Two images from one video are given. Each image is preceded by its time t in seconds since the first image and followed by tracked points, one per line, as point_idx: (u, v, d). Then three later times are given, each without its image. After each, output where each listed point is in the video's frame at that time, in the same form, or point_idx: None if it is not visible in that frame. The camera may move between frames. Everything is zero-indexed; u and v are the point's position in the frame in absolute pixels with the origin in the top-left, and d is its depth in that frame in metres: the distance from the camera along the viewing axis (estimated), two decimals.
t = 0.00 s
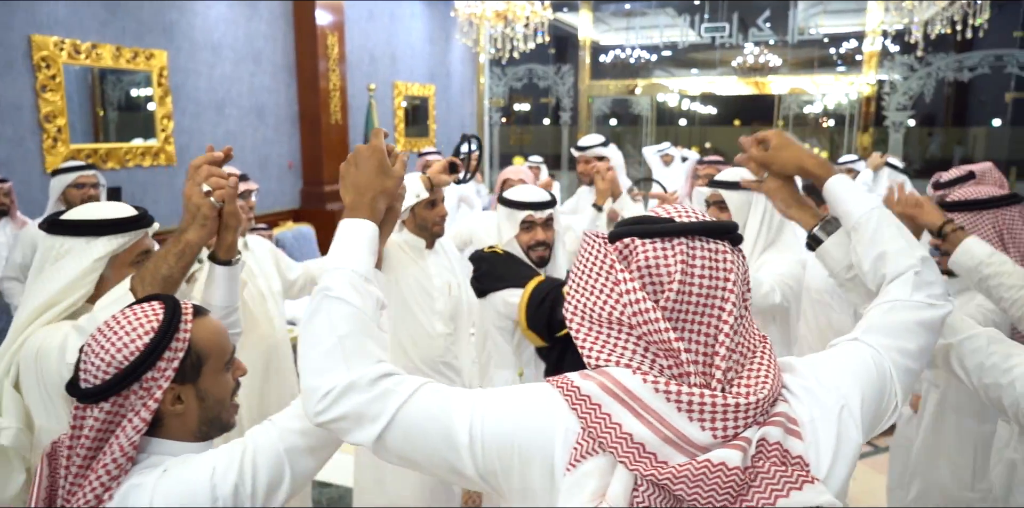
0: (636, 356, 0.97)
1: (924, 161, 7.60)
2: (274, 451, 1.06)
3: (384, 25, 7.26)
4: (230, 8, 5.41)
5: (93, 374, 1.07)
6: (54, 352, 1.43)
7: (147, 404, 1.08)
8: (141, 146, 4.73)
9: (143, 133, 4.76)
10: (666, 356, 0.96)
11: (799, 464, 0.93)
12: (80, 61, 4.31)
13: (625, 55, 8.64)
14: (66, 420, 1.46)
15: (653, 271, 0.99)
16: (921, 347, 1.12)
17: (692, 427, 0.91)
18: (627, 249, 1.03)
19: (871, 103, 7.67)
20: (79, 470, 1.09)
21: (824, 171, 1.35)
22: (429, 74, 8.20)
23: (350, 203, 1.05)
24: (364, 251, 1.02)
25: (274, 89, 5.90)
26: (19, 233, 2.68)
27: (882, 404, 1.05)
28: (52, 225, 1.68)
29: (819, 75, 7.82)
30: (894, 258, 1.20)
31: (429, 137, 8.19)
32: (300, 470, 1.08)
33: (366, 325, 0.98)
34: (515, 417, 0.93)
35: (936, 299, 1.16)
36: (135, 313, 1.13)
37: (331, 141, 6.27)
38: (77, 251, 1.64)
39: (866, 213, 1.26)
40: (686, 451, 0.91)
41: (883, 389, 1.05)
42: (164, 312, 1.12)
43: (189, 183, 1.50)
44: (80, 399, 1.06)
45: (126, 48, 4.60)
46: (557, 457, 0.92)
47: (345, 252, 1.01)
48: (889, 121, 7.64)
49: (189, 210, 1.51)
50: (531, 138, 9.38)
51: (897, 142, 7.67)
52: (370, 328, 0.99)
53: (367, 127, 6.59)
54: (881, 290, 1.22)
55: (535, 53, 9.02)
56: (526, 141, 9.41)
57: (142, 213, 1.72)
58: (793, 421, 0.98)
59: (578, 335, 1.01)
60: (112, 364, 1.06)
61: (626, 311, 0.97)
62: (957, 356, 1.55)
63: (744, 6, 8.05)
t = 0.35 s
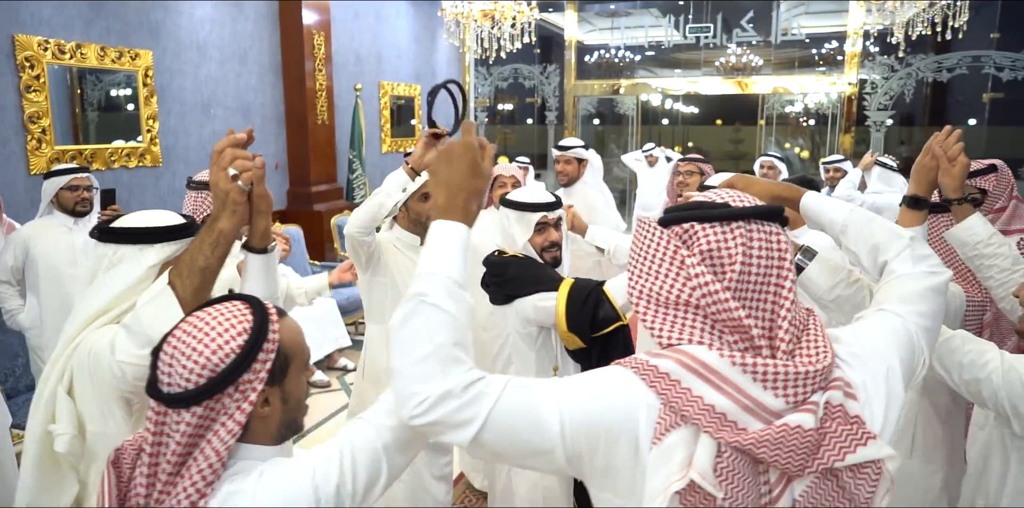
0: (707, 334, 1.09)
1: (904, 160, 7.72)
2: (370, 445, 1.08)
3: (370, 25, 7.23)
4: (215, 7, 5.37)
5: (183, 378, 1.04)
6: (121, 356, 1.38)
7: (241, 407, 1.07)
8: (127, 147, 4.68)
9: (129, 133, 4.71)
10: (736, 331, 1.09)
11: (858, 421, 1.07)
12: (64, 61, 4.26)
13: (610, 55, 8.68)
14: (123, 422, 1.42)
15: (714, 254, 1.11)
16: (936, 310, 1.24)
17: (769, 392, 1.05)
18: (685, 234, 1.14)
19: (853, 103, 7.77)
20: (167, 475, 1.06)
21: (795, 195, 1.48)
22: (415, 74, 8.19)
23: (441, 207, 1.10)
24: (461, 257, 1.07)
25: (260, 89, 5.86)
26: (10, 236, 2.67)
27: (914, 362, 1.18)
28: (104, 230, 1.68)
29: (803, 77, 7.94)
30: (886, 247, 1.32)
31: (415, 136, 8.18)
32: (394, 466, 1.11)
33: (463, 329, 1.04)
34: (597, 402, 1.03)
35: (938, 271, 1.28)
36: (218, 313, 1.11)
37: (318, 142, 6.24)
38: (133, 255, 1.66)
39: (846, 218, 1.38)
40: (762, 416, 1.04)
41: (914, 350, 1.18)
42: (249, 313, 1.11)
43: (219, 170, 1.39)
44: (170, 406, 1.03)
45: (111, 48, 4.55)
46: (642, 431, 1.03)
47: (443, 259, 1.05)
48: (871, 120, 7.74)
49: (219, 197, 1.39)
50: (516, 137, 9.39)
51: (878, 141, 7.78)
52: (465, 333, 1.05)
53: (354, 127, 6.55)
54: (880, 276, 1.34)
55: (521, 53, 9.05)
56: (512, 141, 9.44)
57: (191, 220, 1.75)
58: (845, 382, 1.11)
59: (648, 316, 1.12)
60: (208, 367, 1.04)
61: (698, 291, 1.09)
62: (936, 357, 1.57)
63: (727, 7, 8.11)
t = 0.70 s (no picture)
0: (796, 329, 1.15)
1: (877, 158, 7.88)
2: (487, 456, 1.06)
3: (350, 25, 7.21)
4: (194, 6, 5.32)
5: (286, 390, 0.92)
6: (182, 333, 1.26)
7: (346, 416, 0.96)
8: (105, 147, 4.62)
9: (108, 133, 4.65)
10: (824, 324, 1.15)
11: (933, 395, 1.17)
12: (42, 60, 4.20)
13: (588, 55, 8.74)
14: (181, 402, 1.30)
15: (795, 252, 1.15)
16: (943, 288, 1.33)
17: (861, 381, 1.11)
18: (762, 233, 1.18)
19: (828, 101, 7.90)
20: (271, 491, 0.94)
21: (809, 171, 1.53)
22: (395, 74, 8.17)
23: (587, 232, 1.07)
24: (606, 282, 1.02)
25: (240, 89, 5.82)
26: None
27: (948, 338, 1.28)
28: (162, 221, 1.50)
29: (779, 78, 8.07)
30: (885, 224, 1.39)
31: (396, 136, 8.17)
32: (504, 478, 1.08)
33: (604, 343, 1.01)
34: (711, 398, 1.05)
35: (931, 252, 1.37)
36: (307, 316, 1.00)
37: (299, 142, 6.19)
38: (189, 246, 1.48)
39: (852, 196, 1.45)
40: (858, 403, 1.11)
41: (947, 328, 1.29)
42: (344, 318, 1.01)
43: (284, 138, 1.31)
44: (270, 420, 0.91)
45: (89, 47, 4.49)
46: (751, 426, 1.09)
47: (588, 278, 1.01)
48: (845, 119, 7.90)
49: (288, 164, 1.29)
50: (495, 136, 9.41)
51: (852, 140, 7.94)
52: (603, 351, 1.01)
53: (335, 127, 6.52)
54: (876, 252, 1.40)
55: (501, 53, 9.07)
56: (491, 141, 9.45)
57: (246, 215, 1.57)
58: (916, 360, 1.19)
59: (738, 316, 1.16)
60: (314, 376, 0.93)
61: (788, 289, 1.14)
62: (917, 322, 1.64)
63: (704, 7, 8.21)
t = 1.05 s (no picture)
0: (841, 311, 1.25)
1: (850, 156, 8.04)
2: (587, 475, 1.09)
3: (330, 24, 7.18)
4: (173, 5, 5.27)
5: (389, 400, 0.96)
6: (226, 339, 1.28)
7: (447, 424, 1.00)
8: (84, 148, 4.56)
9: (86, 134, 4.60)
10: (863, 307, 1.24)
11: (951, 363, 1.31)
12: (19, 59, 4.15)
13: (567, 55, 8.80)
14: (227, 405, 1.31)
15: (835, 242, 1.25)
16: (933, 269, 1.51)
17: (901, 354, 1.23)
18: (801, 226, 1.26)
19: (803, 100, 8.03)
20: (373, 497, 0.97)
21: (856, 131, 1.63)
22: (375, 74, 8.15)
23: (676, 264, 1.19)
24: (703, 309, 1.13)
25: (220, 89, 5.78)
26: None
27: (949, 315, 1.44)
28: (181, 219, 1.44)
29: (755, 79, 8.19)
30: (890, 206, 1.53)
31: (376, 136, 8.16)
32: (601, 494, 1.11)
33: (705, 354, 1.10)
34: (786, 380, 1.15)
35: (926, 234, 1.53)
36: (402, 327, 1.05)
37: (280, 142, 6.16)
38: (217, 246, 1.42)
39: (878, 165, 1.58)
40: (901, 375, 1.22)
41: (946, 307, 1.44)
42: (437, 329, 1.06)
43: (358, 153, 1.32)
44: (376, 429, 0.95)
45: (67, 46, 4.44)
46: (818, 405, 1.18)
47: (689, 301, 1.12)
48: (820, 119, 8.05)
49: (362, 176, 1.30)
50: (474, 137, 9.41)
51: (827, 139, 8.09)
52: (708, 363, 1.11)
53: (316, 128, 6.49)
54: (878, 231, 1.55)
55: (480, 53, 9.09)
56: (470, 141, 9.46)
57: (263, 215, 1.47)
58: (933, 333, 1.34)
59: (790, 303, 1.25)
60: (418, 387, 0.97)
61: (831, 275, 1.24)
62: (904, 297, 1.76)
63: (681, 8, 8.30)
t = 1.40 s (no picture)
0: (841, 308, 1.34)
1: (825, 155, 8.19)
2: (654, 451, 1.19)
3: (312, 24, 7.17)
4: (155, 5, 5.24)
5: (477, 393, 1.05)
6: (272, 346, 1.25)
7: (528, 409, 1.08)
8: (65, 149, 4.52)
9: (68, 135, 4.55)
10: (859, 304, 1.33)
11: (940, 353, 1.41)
12: None
13: (548, 56, 8.86)
14: (275, 412, 1.28)
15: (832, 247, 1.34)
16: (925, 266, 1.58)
17: (894, 345, 1.32)
18: (798, 234, 1.34)
19: (781, 99, 8.15)
20: (466, 477, 1.06)
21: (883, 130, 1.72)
22: (357, 74, 8.14)
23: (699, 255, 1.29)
24: (735, 293, 1.22)
25: (202, 90, 5.75)
26: None
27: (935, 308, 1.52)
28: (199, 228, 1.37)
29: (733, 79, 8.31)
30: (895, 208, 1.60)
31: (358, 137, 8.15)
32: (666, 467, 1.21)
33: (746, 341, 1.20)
34: (806, 367, 1.26)
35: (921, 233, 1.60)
36: (476, 322, 1.13)
37: (263, 143, 6.14)
38: (241, 254, 1.36)
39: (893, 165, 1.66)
40: (895, 363, 1.32)
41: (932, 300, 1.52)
42: (510, 322, 1.14)
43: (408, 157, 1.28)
44: (467, 419, 1.04)
45: (47, 47, 4.39)
46: (827, 387, 1.29)
47: (722, 289, 1.21)
48: (797, 119, 8.18)
49: (409, 172, 1.26)
50: (455, 137, 9.41)
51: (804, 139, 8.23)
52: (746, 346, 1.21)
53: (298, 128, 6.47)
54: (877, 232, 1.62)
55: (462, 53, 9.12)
56: (452, 141, 9.46)
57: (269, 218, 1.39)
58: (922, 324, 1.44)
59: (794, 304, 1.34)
60: (501, 378, 1.06)
61: (828, 277, 1.33)
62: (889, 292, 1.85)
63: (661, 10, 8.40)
